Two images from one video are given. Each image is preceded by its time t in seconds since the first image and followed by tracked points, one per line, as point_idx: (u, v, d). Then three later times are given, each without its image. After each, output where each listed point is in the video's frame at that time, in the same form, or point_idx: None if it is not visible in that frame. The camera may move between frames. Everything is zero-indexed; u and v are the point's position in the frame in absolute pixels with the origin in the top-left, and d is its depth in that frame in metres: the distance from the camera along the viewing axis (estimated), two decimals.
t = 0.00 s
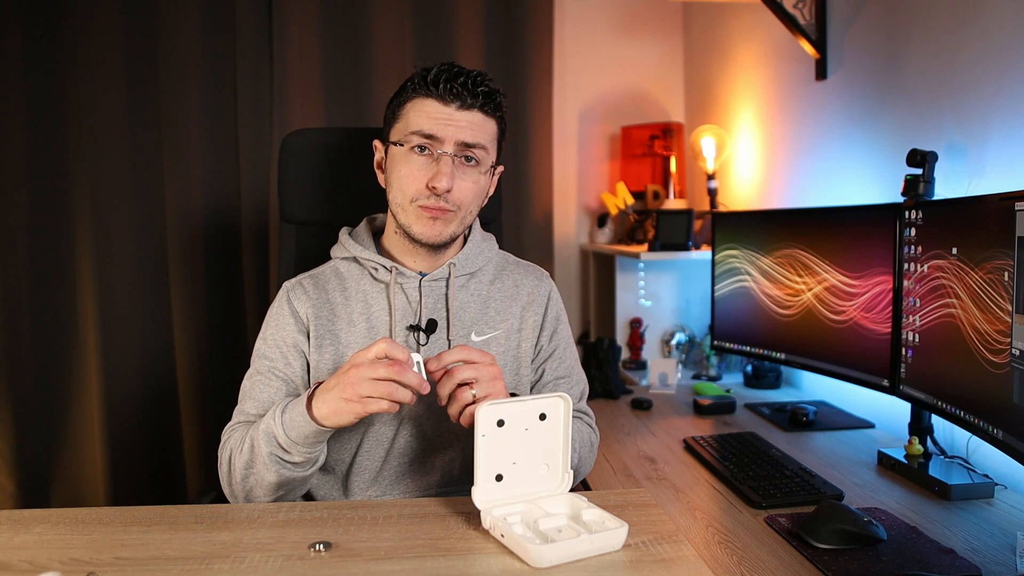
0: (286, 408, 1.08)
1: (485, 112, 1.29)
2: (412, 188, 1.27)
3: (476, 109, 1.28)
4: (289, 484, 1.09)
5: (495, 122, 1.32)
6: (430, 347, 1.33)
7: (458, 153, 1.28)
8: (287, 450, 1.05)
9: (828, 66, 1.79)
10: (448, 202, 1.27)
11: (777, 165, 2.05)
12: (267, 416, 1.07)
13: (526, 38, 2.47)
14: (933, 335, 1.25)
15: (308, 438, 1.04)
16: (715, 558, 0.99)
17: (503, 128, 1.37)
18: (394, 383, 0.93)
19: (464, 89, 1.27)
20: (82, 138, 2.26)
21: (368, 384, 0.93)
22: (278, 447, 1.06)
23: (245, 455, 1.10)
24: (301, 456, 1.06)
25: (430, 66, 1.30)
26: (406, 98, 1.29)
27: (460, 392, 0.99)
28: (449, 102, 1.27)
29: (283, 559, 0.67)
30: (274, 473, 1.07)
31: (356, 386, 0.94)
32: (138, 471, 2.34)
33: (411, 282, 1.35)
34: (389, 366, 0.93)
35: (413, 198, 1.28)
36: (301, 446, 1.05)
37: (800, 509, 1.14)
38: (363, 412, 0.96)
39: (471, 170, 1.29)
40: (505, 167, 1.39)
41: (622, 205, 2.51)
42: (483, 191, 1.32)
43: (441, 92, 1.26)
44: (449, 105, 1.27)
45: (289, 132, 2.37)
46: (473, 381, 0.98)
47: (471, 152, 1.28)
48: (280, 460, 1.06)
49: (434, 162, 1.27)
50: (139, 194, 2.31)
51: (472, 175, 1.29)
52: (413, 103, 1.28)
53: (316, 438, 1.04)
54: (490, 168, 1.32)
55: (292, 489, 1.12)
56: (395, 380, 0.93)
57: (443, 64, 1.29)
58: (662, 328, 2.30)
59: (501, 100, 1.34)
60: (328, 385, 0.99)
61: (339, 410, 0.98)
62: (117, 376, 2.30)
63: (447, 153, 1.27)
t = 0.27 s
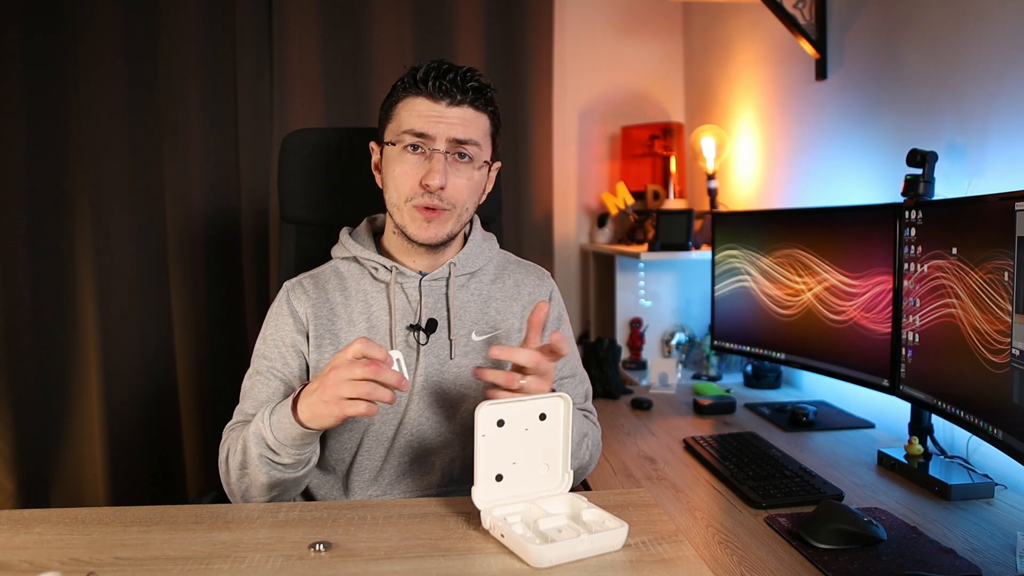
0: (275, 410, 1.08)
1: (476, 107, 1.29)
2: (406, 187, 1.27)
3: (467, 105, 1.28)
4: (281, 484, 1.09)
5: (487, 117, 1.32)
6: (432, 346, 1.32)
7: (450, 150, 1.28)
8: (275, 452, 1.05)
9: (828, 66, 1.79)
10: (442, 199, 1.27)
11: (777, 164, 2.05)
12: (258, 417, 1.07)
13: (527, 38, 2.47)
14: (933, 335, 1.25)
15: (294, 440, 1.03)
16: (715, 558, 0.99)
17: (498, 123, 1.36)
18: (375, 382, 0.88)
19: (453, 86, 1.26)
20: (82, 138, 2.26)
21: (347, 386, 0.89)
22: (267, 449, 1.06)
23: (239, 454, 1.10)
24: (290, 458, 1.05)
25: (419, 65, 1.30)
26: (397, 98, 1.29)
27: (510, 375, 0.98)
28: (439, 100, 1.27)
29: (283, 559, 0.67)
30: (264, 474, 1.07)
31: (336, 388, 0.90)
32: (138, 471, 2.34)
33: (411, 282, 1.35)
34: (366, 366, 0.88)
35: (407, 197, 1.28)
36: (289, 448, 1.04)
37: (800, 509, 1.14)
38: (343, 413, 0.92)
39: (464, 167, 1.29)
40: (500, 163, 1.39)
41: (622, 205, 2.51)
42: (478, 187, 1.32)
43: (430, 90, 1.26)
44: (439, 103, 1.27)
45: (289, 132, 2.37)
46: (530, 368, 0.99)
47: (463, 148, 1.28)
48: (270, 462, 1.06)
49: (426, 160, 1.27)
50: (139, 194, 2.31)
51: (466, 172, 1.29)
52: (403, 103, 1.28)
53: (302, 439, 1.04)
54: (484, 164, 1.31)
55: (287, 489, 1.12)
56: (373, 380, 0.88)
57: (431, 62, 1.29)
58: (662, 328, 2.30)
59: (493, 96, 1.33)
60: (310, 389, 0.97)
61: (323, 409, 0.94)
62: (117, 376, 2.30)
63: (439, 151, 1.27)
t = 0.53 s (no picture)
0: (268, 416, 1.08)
1: (476, 109, 1.29)
2: (406, 190, 1.27)
3: (468, 108, 1.28)
4: (277, 489, 1.09)
5: (488, 119, 1.32)
6: (432, 347, 1.33)
7: (450, 152, 1.27)
8: (269, 457, 1.05)
9: (828, 66, 1.79)
10: (442, 202, 1.27)
11: (777, 164, 2.05)
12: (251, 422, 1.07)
13: (526, 38, 2.47)
14: (933, 335, 1.25)
15: (289, 446, 1.03)
16: (715, 558, 0.99)
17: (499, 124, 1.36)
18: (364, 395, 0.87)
19: (453, 88, 1.26)
20: (82, 138, 2.26)
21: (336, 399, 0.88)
22: (261, 454, 1.06)
23: (235, 457, 1.11)
24: (284, 463, 1.05)
25: (420, 66, 1.30)
26: (397, 99, 1.29)
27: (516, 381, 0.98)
28: (439, 102, 1.27)
29: (283, 559, 0.67)
30: (260, 479, 1.07)
31: (325, 399, 0.89)
32: (138, 471, 2.34)
33: (411, 283, 1.35)
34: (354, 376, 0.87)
35: (407, 200, 1.28)
36: (284, 454, 1.04)
37: (800, 509, 1.14)
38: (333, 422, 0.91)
39: (464, 170, 1.29)
40: (501, 164, 1.38)
41: (622, 205, 2.51)
42: (478, 190, 1.32)
43: (430, 92, 1.26)
44: (439, 105, 1.27)
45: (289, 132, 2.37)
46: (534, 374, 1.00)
47: (463, 151, 1.28)
48: (264, 467, 1.06)
49: (426, 163, 1.27)
50: (139, 194, 2.31)
51: (466, 174, 1.29)
52: (403, 104, 1.28)
53: (296, 444, 1.04)
54: (485, 167, 1.31)
55: (284, 493, 1.12)
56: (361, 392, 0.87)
57: (431, 63, 1.29)
58: (662, 328, 2.30)
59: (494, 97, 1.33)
60: (302, 396, 0.97)
61: (315, 418, 0.94)
62: (117, 376, 2.30)
63: (439, 153, 1.27)
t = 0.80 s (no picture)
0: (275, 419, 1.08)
1: (476, 107, 1.29)
2: (405, 190, 1.27)
3: (466, 106, 1.28)
4: (282, 492, 1.09)
5: (488, 116, 1.32)
6: (432, 350, 1.33)
7: (449, 152, 1.27)
8: (275, 461, 1.05)
9: (828, 66, 1.79)
10: (442, 203, 1.27)
11: (777, 164, 2.05)
12: (257, 427, 1.07)
13: (526, 38, 2.47)
14: (933, 335, 1.25)
15: (295, 451, 1.03)
16: (715, 558, 0.99)
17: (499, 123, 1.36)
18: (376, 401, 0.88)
19: (451, 86, 1.26)
20: (82, 138, 2.26)
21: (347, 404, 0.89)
22: (267, 458, 1.06)
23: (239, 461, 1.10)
24: (290, 467, 1.05)
25: (417, 64, 1.30)
26: (395, 99, 1.29)
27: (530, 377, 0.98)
28: (438, 101, 1.27)
29: (283, 559, 0.67)
30: (265, 483, 1.07)
31: (336, 405, 0.90)
32: (138, 471, 2.34)
33: (412, 285, 1.35)
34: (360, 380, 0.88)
35: (406, 201, 1.28)
36: (289, 458, 1.04)
37: (800, 509, 1.14)
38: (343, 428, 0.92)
39: (463, 170, 1.29)
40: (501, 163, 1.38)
41: (622, 205, 2.50)
42: (478, 190, 1.32)
43: (429, 91, 1.26)
44: (438, 104, 1.27)
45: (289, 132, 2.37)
46: (545, 369, 1.00)
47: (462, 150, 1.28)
48: (270, 471, 1.06)
49: (425, 163, 1.27)
50: (139, 194, 2.31)
51: (466, 174, 1.29)
52: (401, 104, 1.28)
53: (302, 450, 1.04)
54: (484, 165, 1.31)
55: (288, 496, 1.12)
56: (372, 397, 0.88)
57: (429, 62, 1.29)
58: (662, 328, 2.30)
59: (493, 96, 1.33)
60: (309, 402, 0.97)
61: (324, 424, 0.94)
62: (117, 376, 2.30)
63: (438, 153, 1.27)
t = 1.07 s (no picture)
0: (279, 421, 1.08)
1: (481, 109, 1.28)
2: (408, 191, 1.27)
3: (472, 107, 1.28)
4: (285, 496, 1.10)
5: (493, 118, 1.31)
6: (435, 352, 1.33)
7: (453, 153, 1.27)
8: (280, 465, 1.05)
9: (828, 66, 1.79)
10: (444, 205, 1.27)
11: (777, 165, 2.05)
12: (261, 430, 1.07)
13: (526, 38, 2.47)
14: (933, 335, 1.25)
15: (300, 455, 1.03)
16: (714, 558, 0.99)
17: (503, 125, 1.36)
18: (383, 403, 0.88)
19: (456, 87, 1.26)
20: (82, 138, 2.26)
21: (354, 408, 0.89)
22: (271, 463, 1.06)
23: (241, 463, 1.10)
24: (294, 471, 1.06)
25: (422, 64, 1.29)
26: (399, 99, 1.29)
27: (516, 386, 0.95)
28: (442, 101, 1.26)
29: (283, 559, 0.67)
30: (269, 487, 1.07)
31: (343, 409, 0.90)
32: (138, 471, 2.34)
33: (414, 287, 1.35)
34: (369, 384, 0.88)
35: (408, 202, 1.28)
36: (294, 462, 1.05)
37: (800, 509, 1.14)
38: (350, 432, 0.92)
39: (466, 172, 1.28)
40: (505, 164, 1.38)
41: (622, 205, 2.50)
42: (481, 192, 1.32)
43: (433, 92, 1.26)
44: (442, 105, 1.26)
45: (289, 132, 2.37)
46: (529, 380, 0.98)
47: (466, 152, 1.27)
48: (274, 475, 1.06)
49: (429, 164, 1.27)
50: (139, 194, 2.31)
51: (469, 176, 1.29)
52: (405, 104, 1.28)
53: (308, 454, 1.04)
54: (488, 167, 1.31)
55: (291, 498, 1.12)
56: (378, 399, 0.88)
57: (434, 62, 1.29)
58: (662, 328, 2.30)
59: (498, 96, 1.33)
60: (316, 406, 0.97)
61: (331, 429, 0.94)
62: (116, 376, 2.30)
63: (442, 154, 1.27)
